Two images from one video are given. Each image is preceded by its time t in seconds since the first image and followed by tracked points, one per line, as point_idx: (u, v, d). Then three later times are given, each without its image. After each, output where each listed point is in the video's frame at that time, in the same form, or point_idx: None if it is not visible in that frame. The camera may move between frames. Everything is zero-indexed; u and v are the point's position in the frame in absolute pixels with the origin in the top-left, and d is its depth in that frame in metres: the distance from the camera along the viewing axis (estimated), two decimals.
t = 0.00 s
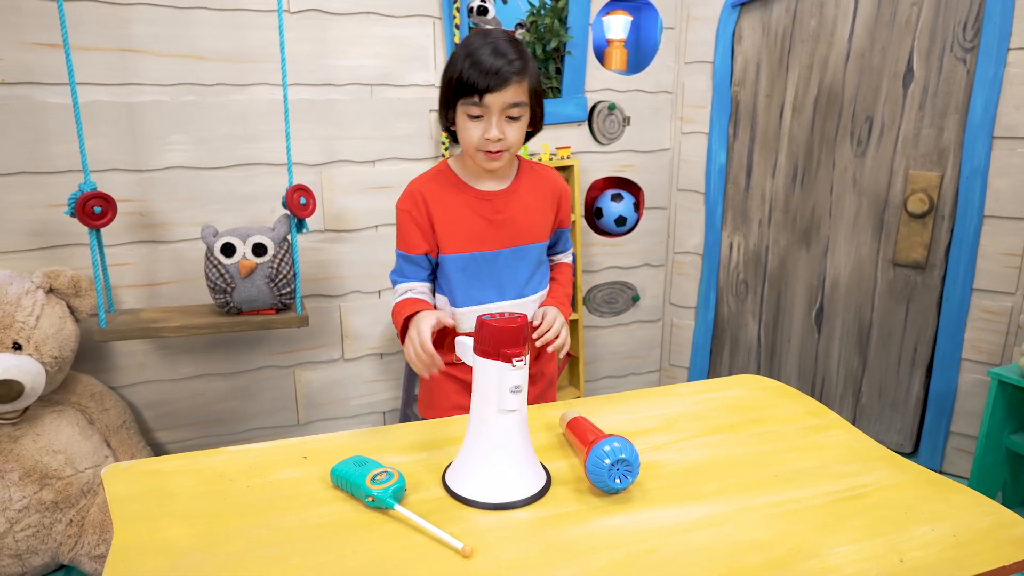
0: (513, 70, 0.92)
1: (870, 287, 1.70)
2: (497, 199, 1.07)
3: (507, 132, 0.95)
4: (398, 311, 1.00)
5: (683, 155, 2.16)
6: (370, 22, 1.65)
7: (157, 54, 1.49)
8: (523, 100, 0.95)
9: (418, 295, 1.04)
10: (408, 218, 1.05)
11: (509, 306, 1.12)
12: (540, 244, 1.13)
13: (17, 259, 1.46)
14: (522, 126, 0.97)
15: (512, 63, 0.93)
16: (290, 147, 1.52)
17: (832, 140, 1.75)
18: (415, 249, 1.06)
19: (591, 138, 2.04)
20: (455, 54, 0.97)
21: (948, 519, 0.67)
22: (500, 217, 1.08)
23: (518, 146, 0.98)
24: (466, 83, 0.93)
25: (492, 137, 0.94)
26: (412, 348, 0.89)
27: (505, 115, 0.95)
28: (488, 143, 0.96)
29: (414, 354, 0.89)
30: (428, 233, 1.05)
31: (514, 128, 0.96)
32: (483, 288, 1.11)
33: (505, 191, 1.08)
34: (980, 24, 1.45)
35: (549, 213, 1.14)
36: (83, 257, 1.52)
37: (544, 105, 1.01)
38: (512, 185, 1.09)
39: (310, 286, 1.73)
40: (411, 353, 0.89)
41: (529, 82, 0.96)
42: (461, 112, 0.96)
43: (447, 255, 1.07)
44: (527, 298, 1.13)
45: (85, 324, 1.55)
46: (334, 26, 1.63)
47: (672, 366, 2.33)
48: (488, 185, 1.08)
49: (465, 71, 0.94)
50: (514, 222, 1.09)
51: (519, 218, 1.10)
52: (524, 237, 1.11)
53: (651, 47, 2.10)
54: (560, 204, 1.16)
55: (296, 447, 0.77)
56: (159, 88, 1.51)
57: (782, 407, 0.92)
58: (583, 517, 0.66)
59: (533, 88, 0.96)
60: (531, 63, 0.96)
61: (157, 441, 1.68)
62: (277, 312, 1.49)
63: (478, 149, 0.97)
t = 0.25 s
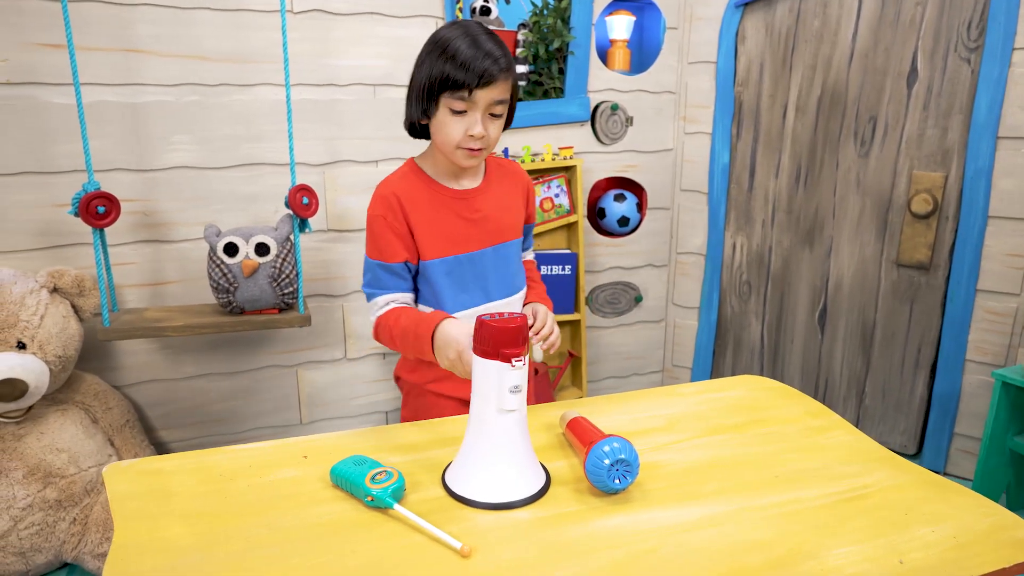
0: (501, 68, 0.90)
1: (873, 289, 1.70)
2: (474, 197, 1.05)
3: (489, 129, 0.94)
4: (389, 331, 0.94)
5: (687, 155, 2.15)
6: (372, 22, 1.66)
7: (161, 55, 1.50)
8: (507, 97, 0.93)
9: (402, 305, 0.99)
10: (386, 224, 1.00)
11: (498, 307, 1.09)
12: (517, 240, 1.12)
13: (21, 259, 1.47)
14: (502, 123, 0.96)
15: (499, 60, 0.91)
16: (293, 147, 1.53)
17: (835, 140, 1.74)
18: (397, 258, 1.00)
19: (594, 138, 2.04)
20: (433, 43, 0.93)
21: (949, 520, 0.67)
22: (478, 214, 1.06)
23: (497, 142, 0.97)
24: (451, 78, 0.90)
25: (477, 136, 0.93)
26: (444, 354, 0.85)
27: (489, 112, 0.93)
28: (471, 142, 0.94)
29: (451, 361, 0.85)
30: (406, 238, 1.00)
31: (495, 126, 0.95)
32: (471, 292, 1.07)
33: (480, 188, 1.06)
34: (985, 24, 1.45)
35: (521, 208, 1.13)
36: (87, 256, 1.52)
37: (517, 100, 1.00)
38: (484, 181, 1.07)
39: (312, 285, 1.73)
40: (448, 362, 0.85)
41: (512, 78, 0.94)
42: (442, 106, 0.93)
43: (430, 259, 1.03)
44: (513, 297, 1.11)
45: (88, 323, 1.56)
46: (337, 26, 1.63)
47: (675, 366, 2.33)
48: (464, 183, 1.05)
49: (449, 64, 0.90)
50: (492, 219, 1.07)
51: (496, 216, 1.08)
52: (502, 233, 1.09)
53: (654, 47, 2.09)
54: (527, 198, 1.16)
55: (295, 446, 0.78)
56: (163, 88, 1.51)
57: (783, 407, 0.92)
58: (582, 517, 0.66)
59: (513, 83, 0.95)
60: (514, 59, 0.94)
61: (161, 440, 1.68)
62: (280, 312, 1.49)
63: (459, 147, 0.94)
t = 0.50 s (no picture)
0: (507, 66, 0.90)
1: (877, 290, 1.70)
2: (479, 194, 1.05)
3: (497, 128, 0.94)
4: (375, 324, 0.93)
5: (690, 155, 2.15)
6: (376, 23, 1.66)
7: (165, 55, 1.50)
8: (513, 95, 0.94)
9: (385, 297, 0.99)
10: (391, 215, 0.98)
11: (491, 306, 1.09)
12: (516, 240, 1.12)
13: (27, 259, 1.48)
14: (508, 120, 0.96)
15: (504, 58, 0.90)
16: (296, 147, 1.53)
17: (839, 140, 1.74)
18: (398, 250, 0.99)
19: (597, 138, 2.04)
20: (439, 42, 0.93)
21: (951, 521, 0.67)
22: (482, 211, 1.06)
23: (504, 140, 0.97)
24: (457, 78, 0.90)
25: (484, 135, 0.93)
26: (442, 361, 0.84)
27: (496, 110, 0.93)
28: (478, 141, 0.94)
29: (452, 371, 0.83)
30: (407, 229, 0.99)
31: (502, 124, 0.95)
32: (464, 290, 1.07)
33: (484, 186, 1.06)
34: (990, 24, 1.45)
35: (518, 210, 1.14)
36: (92, 256, 1.53)
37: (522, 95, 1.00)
38: (487, 180, 1.08)
39: (316, 285, 1.74)
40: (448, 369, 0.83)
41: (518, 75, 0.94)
42: (449, 105, 0.93)
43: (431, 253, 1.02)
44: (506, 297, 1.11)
45: (93, 323, 1.57)
46: (341, 26, 1.63)
47: (678, 366, 2.33)
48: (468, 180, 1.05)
49: (455, 64, 0.90)
50: (494, 217, 1.07)
51: (497, 215, 1.08)
52: (503, 232, 1.09)
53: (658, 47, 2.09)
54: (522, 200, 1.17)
55: (298, 445, 0.78)
56: (167, 89, 1.52)
57: (785, 408, 0.92)
58: (583, 517, 0.66)
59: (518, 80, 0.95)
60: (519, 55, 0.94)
61: (165, 439, 1.69)
62: (283, 311, 1.49)
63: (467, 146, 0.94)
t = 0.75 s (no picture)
0: (525, 74, 0.90)
1: (881, 289, 1.70)
2: (495, 197, 1.05)
3: (516, 135, 0.94)
4: (374, 307, 0.94)
5: (694, 155, 2.16)
6: (381, 23, 1.66)
7: (170, 55, 1.50)
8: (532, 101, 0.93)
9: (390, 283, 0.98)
10: (404, 207, 1.00)
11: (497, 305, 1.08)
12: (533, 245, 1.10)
13: (33, 258, 1.49)
14: (529, 126, 0.96)
15: (522, 66, 0.90)
16: (301, 146, 1.53)
17: (844, 140, 1.74)
18: (406, 240, 1.01)
19: (601, 138, 2.04)
20: (458, 51, 0.93)
21: (957, 520, 0.67)
22: (496, 214, 1.05)
23: (524, 146, 0.97)
24: (475, 88, 0.90)
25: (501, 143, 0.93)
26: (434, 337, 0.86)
27: (514, 118, 0.93)
28: (496, 147, 0.94)
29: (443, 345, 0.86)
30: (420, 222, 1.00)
31: (522, 130, 0.95)
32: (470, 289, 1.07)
33: (502, 190, 1.06)
34: (995, 24, 1.43)
35: (540, 217, 1.12)
36: (98, 255, 1.54)
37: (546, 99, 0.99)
38: (508, 184, 1.07)
39: (321, 285, 1.74)
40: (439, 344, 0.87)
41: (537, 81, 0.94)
42: (468, 112, 0.94)
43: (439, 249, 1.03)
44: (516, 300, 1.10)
45: (99, 322, 1.57)
46: (345, 26, 1.64)
47: (682, 366, 2.33)
48: (488, 183, 1.05)
49: (474, 72, 0.90)
50: (510, 222, 1.07)
51: (513, 220, 1.07)
52: (518, 237, 1.08)
53: (661, 47, 2.11)
54: (548, 209, 1.15)
55: (304, 444, 0.78)
56: (173, 89, 1.52)
57: (790, 407, 0.92)
58: (588, 516, 0.66)
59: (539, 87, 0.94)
60: (539, 62, 0.93)
61: (170, 437, 1.69)
62: (288, 311, 1.50)
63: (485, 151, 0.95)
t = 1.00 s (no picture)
0: (539, 65, 0.93)
1: (887, 289, 1.70)
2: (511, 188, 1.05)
3: (533, 124, 0.96)
4: (396, 275, 0.97)
5: (700, 155, 2.16)
6: (387, 22, 1.67)
7: (178, 55, 1.51)
8: (548, 90, 0.96)
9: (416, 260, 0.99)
10: (423, 190, 1.05)
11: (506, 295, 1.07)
12: (552, 240, 1.07)
13: (41, 257, 1.49)
14: (546, 116, 0.98)
15: (537, 59, 0.93)
16: (309, 146, 1.54)
17: (849, 140, 1.75)
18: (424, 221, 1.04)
19: (607, 138, 2.05)
20: (477, 51, 0.97)
21: (968, 518, 0.67)
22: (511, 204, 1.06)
23: (541, 138, 0.99)
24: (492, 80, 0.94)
25: (518, 130, 0.95)
26: (460, 266, 0.86)
27: (530, 108, 0.96)
28: (513, 136, 0.96)
29: (470, 266, 0.86)
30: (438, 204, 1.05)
31: (540, 120, 0.97)
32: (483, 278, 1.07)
33: (522, 184, 1.06)
34: (1002, 24, 1.43)
35: (563, 214, 1.09)
36: (106, 254, 1.54)
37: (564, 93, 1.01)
38: (529, 178, 1.07)
39: (328, 284, 1.75)
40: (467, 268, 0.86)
41: (553, 76, 0.97)
42: (486, 104, 0.96)
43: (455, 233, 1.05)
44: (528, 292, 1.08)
45: (106, 321, 1.58)
46: (352, 26, 1.64)
47: (686, 365, 2.34)
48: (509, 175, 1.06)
49: (491, 66, 0.94)
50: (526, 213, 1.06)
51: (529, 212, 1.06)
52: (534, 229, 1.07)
53: (667, 47, 2.10)
54: (577, 209, 1.11)
55: (317, 441, 0.78)
56: (180, 88, 1.53)
57: (799, 406, 0.92)
58: (600, 513, 0.67)
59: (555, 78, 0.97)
60: (553, 58, 0.97)
61: (176, 436, 1.70)
62: (295, 309, 1.50)
63: (503, 142, 0.97)
